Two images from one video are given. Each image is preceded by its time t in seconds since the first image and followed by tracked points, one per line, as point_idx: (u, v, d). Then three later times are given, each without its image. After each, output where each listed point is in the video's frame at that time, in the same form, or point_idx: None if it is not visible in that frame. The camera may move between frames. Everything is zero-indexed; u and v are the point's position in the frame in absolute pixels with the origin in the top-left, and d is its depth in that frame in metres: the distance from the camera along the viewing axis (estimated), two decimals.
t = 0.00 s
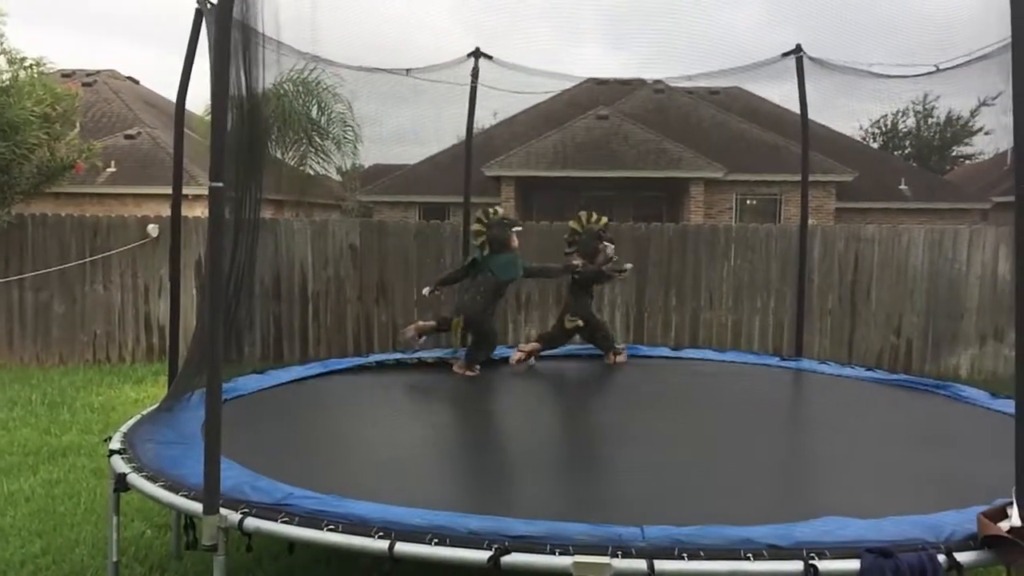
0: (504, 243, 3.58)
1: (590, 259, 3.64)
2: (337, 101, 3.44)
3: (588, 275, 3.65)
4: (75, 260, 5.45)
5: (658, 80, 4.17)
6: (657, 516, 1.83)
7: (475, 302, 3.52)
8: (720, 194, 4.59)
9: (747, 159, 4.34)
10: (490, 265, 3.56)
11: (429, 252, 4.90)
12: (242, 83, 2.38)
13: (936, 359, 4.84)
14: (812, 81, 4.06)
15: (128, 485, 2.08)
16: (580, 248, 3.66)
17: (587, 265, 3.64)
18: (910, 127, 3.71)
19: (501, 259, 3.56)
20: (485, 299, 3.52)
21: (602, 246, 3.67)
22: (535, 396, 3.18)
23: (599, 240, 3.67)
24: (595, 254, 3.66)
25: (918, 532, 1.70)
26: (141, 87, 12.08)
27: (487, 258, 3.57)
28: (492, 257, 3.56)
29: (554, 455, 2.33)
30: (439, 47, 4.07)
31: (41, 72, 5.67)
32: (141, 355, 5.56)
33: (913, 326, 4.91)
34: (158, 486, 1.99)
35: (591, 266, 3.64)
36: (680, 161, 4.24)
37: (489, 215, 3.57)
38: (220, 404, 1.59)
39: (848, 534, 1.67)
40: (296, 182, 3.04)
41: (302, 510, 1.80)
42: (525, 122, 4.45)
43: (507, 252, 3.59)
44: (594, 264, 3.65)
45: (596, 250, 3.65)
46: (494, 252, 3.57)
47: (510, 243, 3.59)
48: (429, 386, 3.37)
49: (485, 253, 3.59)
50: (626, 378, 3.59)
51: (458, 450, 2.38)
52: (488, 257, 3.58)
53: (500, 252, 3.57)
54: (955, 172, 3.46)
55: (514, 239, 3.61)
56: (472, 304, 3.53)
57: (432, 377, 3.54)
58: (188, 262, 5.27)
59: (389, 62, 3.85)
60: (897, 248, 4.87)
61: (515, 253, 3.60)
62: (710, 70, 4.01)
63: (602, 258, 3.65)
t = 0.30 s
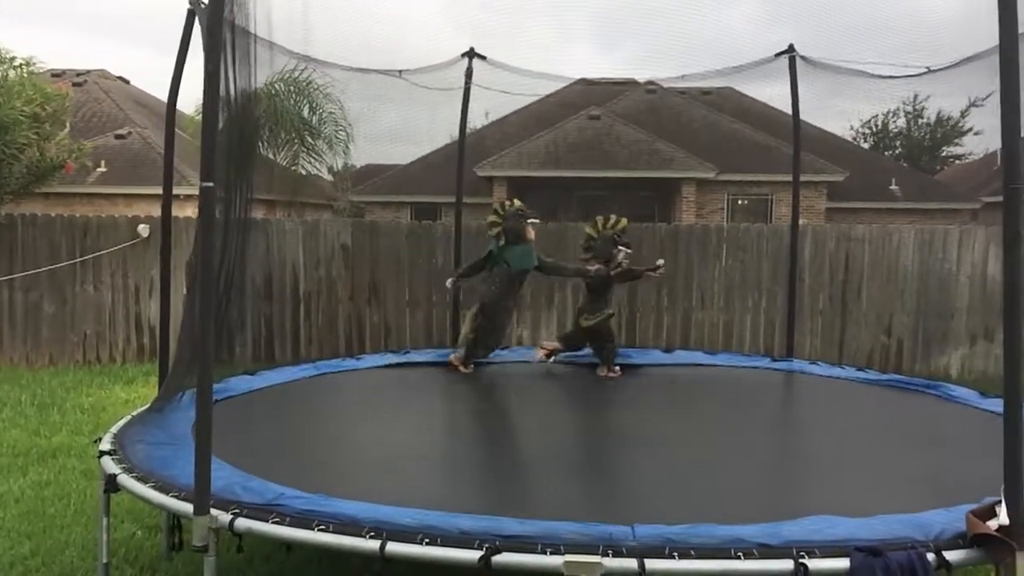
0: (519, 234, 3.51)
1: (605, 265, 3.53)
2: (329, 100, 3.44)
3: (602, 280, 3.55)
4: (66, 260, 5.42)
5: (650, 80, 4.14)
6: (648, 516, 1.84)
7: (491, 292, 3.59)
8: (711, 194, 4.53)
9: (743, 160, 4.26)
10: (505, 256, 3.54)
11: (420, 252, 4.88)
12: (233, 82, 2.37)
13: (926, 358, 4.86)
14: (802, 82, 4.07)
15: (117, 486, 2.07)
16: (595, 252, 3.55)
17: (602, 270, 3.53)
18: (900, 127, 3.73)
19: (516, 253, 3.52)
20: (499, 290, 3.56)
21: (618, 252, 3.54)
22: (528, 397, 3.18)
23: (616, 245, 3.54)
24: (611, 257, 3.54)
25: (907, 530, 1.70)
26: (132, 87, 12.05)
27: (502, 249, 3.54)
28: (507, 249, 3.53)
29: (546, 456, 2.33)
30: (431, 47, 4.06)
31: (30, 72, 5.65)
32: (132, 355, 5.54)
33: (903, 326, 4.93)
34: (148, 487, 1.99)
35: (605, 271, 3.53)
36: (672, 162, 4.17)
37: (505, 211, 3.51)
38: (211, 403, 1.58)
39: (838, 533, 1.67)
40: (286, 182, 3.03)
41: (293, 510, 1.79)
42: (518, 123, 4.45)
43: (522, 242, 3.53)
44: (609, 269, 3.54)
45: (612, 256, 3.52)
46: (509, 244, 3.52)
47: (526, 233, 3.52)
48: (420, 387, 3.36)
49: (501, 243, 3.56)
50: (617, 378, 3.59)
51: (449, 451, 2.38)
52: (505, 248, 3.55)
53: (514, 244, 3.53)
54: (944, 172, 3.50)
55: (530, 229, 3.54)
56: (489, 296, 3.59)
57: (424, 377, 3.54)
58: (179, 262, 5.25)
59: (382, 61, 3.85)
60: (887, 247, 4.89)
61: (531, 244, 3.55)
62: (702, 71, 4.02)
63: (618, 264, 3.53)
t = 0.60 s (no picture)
0: (539, 231, 3.60)
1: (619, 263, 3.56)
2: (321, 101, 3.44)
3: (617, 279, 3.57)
4: (57, 261, 5.41)
5: (640, 81, 4.18)
6: (639, 516, 1.84)
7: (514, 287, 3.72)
8: (703, 196, 4.63)
9: (731, 164, 4.35)
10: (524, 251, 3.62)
11: (413, 253, 4.92)
12: (224, 84, 2.38)
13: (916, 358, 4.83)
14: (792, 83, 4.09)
15: (108, 489, 2.07)
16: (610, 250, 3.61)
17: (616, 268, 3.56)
18: (890, 128, 3.73)
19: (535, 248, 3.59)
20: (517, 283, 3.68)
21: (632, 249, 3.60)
22: (520, 398, 3.18)
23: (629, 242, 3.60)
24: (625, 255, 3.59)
25: (898, 530, 1.71)
26: (124, 88, 12.02)
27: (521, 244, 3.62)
28: (526, 244, 3.61)
29: (539, 457, 2.33)
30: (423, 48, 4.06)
31: (20, 73, 5.64)
32: (124, 357, 5.52)
33: (893, 326, 4.89)
34: (139, 489, 1.98)
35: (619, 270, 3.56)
36: (665, 162, 4.29)
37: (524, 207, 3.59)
38: (202, 405, 1.58)
39: (829, 532, 1.68)
40: (276, 182, 3.02)
41: (285, 512, 1.79)
42: (510, 124, 4.46)
43: (542, 239, 3.61)
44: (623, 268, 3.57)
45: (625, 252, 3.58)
46: (527, 240, 3.60)
47: (545, 229, 3.60)
48: (412, 388, 3.36)
49: (521, 238, 3.63)
50: (609, 379, 3.59)
51: (441, 452, 2.38)
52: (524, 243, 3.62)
53: (533, 240, 3.60)
54: (936, 173, 3.44)
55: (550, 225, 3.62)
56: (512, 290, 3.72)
57: (416, 379, 3.54)
58: (170, 263, 5.24)
59: (373, 63, 3.85)
60: (877, 248, 4.83)
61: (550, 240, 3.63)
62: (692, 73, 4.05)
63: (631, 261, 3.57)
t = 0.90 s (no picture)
0: (554, 234, 3.61)
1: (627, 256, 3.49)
2: (311, 103, 3.44)
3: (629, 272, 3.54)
4: (44, 264, 5.37)
5: (631, 82, 4.16)
6: (630, 517, 1.84)
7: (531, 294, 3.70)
8: (694, 197, 4.57)
9: (718, 167, 4.30)
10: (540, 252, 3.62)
11: (402, 255, 4.83)
12: (211, 85, 2.37)
13: (905, 359, 4.89)
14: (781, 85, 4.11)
15: (95, 493, 2.05)
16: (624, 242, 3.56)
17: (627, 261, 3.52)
18: (878, 130, 3.75)
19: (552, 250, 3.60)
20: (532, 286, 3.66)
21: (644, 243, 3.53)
22: (510, 400, 3.17)
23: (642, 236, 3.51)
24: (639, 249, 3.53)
25: (887, 531, 1.71)
26: (112, 90, 11.96)
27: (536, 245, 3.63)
28: (541, 246, 3.61)
29: (529, 458, 2.32)
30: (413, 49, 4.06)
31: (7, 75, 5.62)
32: (111, 360, 5.49)
33: (883, 328, 4.93)
34: (126, 493, 1.97)
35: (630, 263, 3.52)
36: (655, 164, 4.23)
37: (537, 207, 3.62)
38: (189, 408, 1.57)
39: (818, 534, 1.68)
40: (264, 184, 3.02)
41: (274, 515, 1.78)
42: (500, 125, 4.45)
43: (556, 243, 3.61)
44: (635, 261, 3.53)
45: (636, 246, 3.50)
46: (542, 241, 3.61)
47: (561, 234, 3.61)
48: (402, 389, 3.35)
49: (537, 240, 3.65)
50: (599, 381, 3.59)
51: (429, 454, 2.37)
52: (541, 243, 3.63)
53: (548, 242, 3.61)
54: (924, 175, 3.48)
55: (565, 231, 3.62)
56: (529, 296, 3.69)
57: (405, 381, 3.53)
58: (159, 265, 5.21)
59: (363, 64, 3.84)
60: (867, 248, 4.81)
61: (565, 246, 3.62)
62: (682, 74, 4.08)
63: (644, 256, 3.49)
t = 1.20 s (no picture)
0: (567, 240, 3.67)
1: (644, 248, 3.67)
2: (303, 104, 3.44)
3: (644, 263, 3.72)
4: (34, 266, 5.35)
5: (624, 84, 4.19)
6: (622, 518, 1.84)
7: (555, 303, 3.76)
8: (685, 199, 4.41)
9: (710, 166, 4.35)
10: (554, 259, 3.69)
11: (395, 257, 4.94)
12: (201, 86, 2.36)
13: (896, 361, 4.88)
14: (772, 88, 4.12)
15: (86, 495, 2.04)
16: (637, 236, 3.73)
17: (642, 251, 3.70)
18: (869, 132, 3.70)
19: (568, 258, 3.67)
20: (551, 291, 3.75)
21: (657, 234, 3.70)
22: (503, 401, 3.17)
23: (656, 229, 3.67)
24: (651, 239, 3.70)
25: (877, 532, 1.72)
26: (103, 91, 11.92)
27: (549, 254, 3.68)
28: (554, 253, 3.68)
29: (522, 460, 2.32)
30: (404, 51, 4.06)
31: None
32: (102, 362, 5.47)
33: (873, 330, 4.93)
34: (118, 495, 1.97)
35: (645, 254, 3.71)
36: (645, 165, 4.26)
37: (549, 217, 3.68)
38: (180, 412, 1.57)
39: (809, 534, 1.69)
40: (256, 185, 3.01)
41: (266, 517, 1.78)
42: (492, 127, 4.45)
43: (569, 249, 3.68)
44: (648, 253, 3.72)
45: (652, 239, 3.67)
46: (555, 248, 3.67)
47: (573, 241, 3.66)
48: (394, 391, 3.35)
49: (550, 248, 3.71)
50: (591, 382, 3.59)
51: (422, 456, 2.37)
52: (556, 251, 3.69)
53: (562, 250, 3.67)
54: (914, 176, 3.40)
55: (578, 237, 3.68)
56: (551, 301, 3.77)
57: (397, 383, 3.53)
58: (150, 268, 5.19)
59: (355, 66, 3.84)
60: (858, 253, 4.83)
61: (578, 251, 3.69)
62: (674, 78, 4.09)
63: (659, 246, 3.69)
